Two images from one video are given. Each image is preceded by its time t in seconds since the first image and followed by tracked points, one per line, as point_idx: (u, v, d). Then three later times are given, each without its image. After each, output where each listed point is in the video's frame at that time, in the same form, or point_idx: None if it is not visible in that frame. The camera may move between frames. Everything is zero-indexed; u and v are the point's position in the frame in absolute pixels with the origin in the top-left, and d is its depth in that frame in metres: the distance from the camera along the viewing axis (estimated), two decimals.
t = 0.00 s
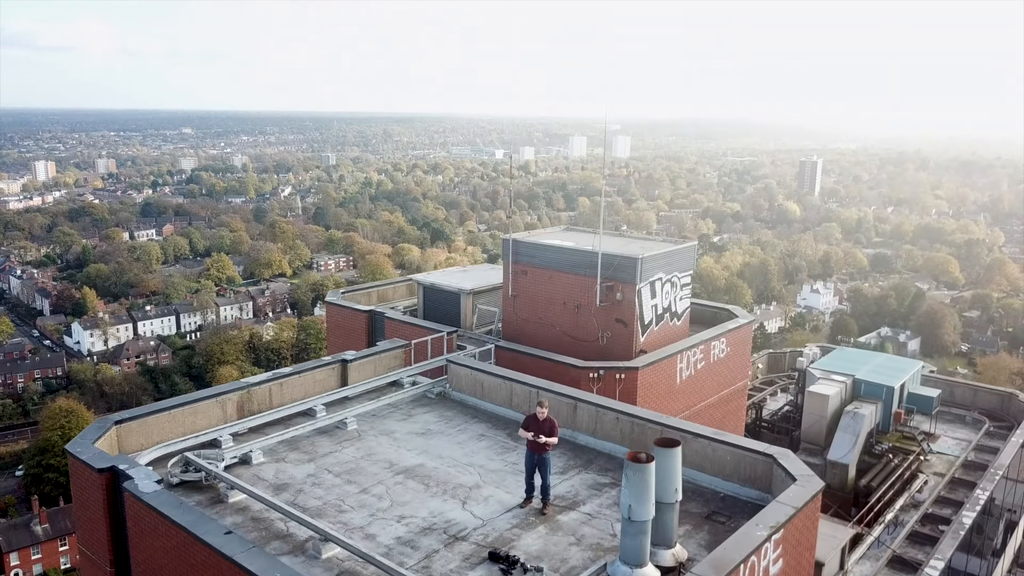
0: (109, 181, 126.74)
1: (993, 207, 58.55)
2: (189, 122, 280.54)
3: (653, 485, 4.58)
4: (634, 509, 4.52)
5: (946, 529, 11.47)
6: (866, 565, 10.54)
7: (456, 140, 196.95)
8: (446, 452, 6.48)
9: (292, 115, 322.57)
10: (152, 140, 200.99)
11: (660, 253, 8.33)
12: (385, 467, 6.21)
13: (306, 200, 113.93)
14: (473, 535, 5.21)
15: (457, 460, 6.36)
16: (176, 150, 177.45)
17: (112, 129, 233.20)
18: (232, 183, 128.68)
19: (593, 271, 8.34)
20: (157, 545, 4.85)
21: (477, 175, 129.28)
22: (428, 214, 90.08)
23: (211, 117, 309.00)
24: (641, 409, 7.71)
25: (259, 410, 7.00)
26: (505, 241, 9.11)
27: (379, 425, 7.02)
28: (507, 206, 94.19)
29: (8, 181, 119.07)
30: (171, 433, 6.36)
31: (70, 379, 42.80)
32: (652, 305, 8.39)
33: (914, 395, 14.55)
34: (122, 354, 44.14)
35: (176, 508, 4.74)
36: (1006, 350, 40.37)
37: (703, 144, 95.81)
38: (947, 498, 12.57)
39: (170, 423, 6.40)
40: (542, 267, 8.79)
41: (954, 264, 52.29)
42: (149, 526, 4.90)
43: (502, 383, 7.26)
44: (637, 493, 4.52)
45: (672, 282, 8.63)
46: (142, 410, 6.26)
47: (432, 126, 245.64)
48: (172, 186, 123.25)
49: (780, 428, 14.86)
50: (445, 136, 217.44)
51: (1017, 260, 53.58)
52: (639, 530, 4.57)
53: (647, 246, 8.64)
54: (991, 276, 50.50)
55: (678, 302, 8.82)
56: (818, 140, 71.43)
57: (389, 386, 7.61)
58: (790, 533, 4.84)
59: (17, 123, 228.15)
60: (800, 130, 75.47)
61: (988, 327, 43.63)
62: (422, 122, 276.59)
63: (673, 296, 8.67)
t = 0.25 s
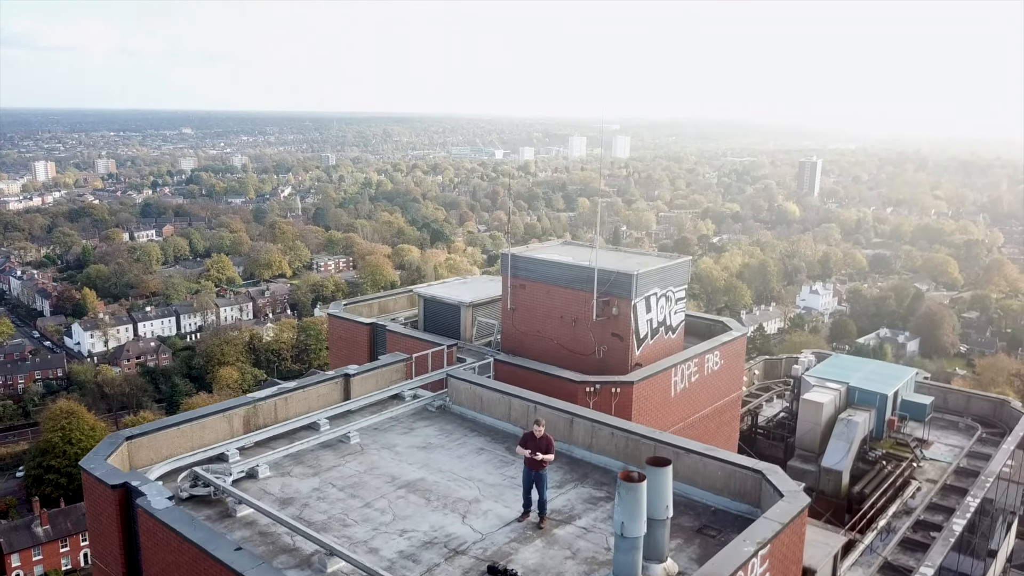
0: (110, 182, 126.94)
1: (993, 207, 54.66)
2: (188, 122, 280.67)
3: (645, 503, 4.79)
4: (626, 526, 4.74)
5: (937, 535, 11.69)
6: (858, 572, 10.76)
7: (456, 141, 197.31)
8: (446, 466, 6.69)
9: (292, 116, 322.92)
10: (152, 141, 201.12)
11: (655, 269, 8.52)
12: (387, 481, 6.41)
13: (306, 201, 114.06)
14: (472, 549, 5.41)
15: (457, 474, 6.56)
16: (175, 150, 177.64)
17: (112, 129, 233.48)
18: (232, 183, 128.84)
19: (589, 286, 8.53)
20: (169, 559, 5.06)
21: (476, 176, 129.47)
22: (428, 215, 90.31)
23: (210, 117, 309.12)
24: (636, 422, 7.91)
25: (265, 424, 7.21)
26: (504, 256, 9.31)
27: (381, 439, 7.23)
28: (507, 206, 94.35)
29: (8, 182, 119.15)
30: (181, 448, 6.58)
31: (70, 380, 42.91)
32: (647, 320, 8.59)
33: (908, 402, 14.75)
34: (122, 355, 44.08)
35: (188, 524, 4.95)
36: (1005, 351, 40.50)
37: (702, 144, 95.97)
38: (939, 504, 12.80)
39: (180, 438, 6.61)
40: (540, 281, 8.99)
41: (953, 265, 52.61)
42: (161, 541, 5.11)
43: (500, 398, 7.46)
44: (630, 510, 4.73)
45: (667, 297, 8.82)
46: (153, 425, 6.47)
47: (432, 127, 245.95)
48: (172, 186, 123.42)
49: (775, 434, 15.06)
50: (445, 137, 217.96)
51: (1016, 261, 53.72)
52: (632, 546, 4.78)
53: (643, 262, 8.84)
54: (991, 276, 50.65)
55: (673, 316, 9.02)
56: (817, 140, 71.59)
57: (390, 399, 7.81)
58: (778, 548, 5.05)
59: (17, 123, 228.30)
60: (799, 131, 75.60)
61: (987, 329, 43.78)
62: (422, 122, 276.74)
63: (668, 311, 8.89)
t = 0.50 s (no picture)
0: (110, 182, 127.05)
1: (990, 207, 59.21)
2: (188, 122, 280.93)
3: (638, 520, 5.01)
4: (620, 541, 4.96)
5: (928, 542, 11.90)
6: None
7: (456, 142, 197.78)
8: (448, 479, 6.90)
9: (291, 116, 323.31)
10: (152, 140, 201.18)
11: (650, 284, 8.73)
12: (390, 494, 6.63)
13: (306, 201, 114.31)
14: (473, 562, 5.63)
15: (457, 487, 6.78)
16: (175, 150, 177.84)
17: (112, 129, 233.74)
18: (232, 183, 128.94)
19: (586, 301, 8.74)
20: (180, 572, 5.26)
21: (476, 177, 129.68)
22: (427, 215, 90.56)
23: (210, 117, 309.24)
24: (633, 433, 8.12)
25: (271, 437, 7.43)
26: (503, 270, 9.52)
27: (384, 452, 7.43)
28: (507, 207, 94.56)
29: (8, 181, 119.13)
30: (190, 462, 6.80)
31: (71, 381, 42.91)
32: (643, 333, 8.80)
33: (901, 409, 14.96)
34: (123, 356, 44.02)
35: (200, 539, 5.16)
36: (1004, 352, 40.65)
37: (702, 145, 96.17)
38: (931, 510, 13.00)
39: (189, 452, 6.82)
40: (538, 295, 9.21)
41: (952, 266, 52.96)
42: (174, 555, 5.32)
43: (500, 412, 7.67)
44: (623, 527, 4.94)
45: (662, 311, 9.03)
46: (163, 440, 6.69)
47: (431, 127, 246.45)
48: (172, 186, 123.56)
49: (771, 441, 15.26)
50: (445, 137, 218.41)
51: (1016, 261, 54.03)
52: (626, 560, 5.00)
53: (639, 276, 9.05)
54: (990, 277, 50.92)
55: (668, 329, 9.23)
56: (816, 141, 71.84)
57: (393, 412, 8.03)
58: (766, 562, 5.26)
59: (17, 124, 228.54)
60: (798, 131, 75.85)
61: (985, 330, 43.96)
62: (421, 122, 277.11)
63: (664, 325, 9.10)
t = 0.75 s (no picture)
0: (110, 182, 127.14)
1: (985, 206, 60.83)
2: (187, 122, 280.92)
3: (631, 534, 5.23)
4: (614, 555, 5.18)
5: (919, 548, 12.12)
6: None
7: (456, 143, 198.13)
8: (449, 492, 7.13)
9: (291, 116, 323.55)
10: (151, 141, 200.88)
11: (645, 299, 8.95)
12: (392, 506, 6.84)
13: (306, 201, 114.48)
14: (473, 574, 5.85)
15: (458, 499, 7.00)
16: (175, 150, 177.91)
17: (112, 130, 233.79)
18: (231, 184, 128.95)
19: (583, 315, 8.96)
20: None
21: (476, 177, 129.92)
22: (428, 215, 90.83)
23: (209, 117, 309.14)
24: (628, 445, 8.34)
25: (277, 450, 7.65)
26: (502, 283, 9.75)
27: (387, 464, 7.66)
28: (507, 207, 94.76)
29: (7, 181, 119.05)
30: (199, 475, 7.01)
31: (72, 383, 42.75)
32: (638, 346, 9.02)
33: (895, 416, 15.19)
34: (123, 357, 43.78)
35: (211, 552, 5.37)
36: (1002, 353, 40.85)
37: (701, 146, 96.38)
38: (923, 516, 13.22)
39: (198, 466, 7.04)
40: (537, 308, 9.43)
41: (951, 267, 53.25)
42: (186, 567, 5.52)
43: (499, 425, 7.90)
44: (617, 542, 5.17)
45: (657, 324, 9.26)
46: (173, 454, 6.91)
47: (431, 128, 246.86)
48: (172, 186, 123.66)
49: (766, 447, 15.46)
50: (445, 138, 218.78)
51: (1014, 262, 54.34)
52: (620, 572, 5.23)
53: (634, 291, 9.28)
54: (989, 278, 51.24)
55: (663, 342, 9.45)
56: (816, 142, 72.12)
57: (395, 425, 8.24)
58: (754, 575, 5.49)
59: (16, 123, 228.34)
60: (797, 133, 76.07)
61: (983, 330, 44.21)
62: (421, 122, 277.40)
63: (659, 338, 9.33)
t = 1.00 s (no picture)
0: (110, 182, 127.29)
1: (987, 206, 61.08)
2: (187, 122, 281.04)
3: (625, 547, 5.46)
4: (608, 567, 5.41)
5: (911, 554, 12.33)
6: None
7: (455, 143, 198.48)
8: (450, 503, 7.35)
9: (290, 117, 323.95)
10: (151, 141, 201.11)
11: (641, 311, 9.18)
12: (395, 517, 7.07)
13: (306, 201, 114.74)
14: None
15: (459, 510, 7.23)
16: (175, 151, 178.15)
17: (112, 130, 233.98)
18: (231, 184, 129.10)
19: (581, 328, 9.19)
20: None
21: (475, 177, 130.15)
22: (428, 216, 91.10)
23: (208, 117, 309.15)
24: (624, 455, 8.57)
25: (283, 461, 7.89)
26: (501, 296, 9.97)
27: (390, 475, 7.89)
28: (506, 208, 94.98)
29: (7, 182, 119.08)
30: (208, 487, 7.25)
31: (72, 384, 42.29)
32: (634, 358, 9.25)
33: (888, 422, 15.40)
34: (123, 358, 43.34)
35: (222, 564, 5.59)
36: (1002, 353, 41.05)
37: (700, 146, 96.60)
38: (915, 522, 13.44)
39: (207, 477, 7.27)
40: (535, 320, 9.66)
41: (950, 268, 53.59)
42: None
43: (498, 437, 8.13)
44: (610, 555, 5.39)
45: (653, 336, 9.48)
46: (184, 466, 7.15)
47: (431, 128, 247.29)
48: (172, 187, 123.88)
49: (762, 452, 15.69)
50: (444, 138, 219.20)
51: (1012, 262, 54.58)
52: None
53: (631, 304, 9.50)
54: (987, 279, 51.51)
55: (659, 353, 9.68)
56: (815, 143, 72.40)
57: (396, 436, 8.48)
58: None
59: (16, 124, 228.35)
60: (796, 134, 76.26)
61: (982, 330, 44.51)
62: (421, 121, 278.20)
63: (655, 350, 9.57)
